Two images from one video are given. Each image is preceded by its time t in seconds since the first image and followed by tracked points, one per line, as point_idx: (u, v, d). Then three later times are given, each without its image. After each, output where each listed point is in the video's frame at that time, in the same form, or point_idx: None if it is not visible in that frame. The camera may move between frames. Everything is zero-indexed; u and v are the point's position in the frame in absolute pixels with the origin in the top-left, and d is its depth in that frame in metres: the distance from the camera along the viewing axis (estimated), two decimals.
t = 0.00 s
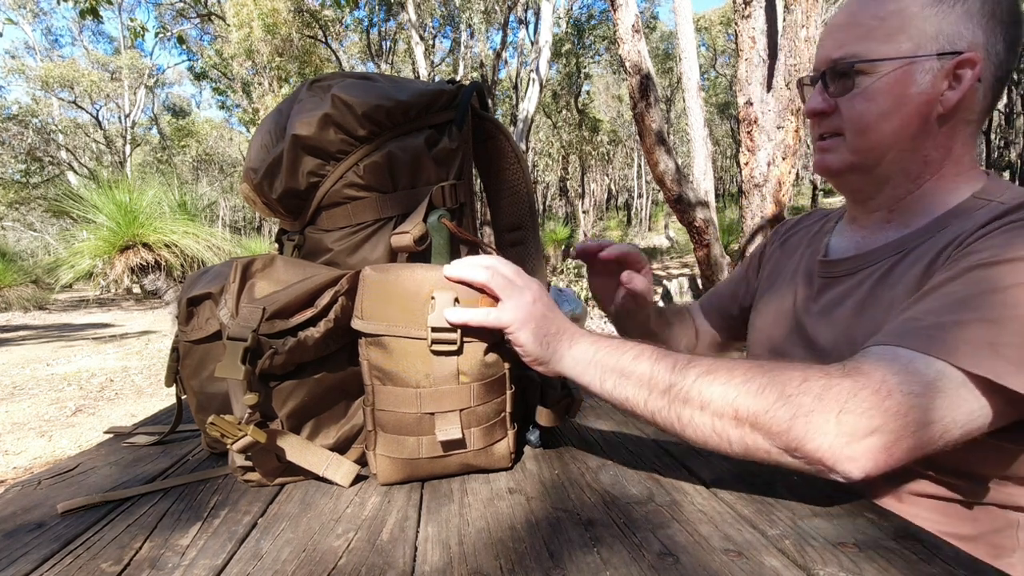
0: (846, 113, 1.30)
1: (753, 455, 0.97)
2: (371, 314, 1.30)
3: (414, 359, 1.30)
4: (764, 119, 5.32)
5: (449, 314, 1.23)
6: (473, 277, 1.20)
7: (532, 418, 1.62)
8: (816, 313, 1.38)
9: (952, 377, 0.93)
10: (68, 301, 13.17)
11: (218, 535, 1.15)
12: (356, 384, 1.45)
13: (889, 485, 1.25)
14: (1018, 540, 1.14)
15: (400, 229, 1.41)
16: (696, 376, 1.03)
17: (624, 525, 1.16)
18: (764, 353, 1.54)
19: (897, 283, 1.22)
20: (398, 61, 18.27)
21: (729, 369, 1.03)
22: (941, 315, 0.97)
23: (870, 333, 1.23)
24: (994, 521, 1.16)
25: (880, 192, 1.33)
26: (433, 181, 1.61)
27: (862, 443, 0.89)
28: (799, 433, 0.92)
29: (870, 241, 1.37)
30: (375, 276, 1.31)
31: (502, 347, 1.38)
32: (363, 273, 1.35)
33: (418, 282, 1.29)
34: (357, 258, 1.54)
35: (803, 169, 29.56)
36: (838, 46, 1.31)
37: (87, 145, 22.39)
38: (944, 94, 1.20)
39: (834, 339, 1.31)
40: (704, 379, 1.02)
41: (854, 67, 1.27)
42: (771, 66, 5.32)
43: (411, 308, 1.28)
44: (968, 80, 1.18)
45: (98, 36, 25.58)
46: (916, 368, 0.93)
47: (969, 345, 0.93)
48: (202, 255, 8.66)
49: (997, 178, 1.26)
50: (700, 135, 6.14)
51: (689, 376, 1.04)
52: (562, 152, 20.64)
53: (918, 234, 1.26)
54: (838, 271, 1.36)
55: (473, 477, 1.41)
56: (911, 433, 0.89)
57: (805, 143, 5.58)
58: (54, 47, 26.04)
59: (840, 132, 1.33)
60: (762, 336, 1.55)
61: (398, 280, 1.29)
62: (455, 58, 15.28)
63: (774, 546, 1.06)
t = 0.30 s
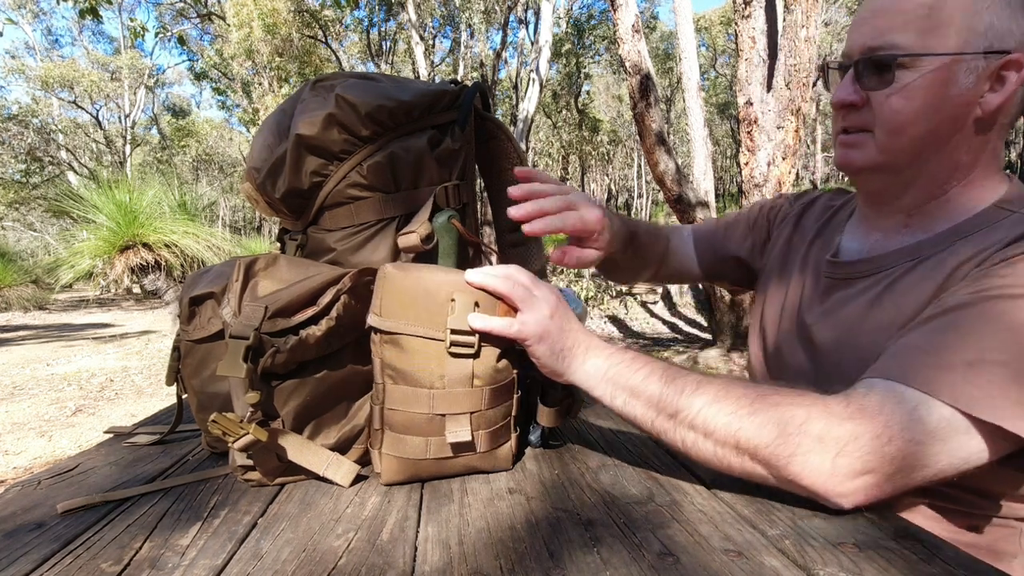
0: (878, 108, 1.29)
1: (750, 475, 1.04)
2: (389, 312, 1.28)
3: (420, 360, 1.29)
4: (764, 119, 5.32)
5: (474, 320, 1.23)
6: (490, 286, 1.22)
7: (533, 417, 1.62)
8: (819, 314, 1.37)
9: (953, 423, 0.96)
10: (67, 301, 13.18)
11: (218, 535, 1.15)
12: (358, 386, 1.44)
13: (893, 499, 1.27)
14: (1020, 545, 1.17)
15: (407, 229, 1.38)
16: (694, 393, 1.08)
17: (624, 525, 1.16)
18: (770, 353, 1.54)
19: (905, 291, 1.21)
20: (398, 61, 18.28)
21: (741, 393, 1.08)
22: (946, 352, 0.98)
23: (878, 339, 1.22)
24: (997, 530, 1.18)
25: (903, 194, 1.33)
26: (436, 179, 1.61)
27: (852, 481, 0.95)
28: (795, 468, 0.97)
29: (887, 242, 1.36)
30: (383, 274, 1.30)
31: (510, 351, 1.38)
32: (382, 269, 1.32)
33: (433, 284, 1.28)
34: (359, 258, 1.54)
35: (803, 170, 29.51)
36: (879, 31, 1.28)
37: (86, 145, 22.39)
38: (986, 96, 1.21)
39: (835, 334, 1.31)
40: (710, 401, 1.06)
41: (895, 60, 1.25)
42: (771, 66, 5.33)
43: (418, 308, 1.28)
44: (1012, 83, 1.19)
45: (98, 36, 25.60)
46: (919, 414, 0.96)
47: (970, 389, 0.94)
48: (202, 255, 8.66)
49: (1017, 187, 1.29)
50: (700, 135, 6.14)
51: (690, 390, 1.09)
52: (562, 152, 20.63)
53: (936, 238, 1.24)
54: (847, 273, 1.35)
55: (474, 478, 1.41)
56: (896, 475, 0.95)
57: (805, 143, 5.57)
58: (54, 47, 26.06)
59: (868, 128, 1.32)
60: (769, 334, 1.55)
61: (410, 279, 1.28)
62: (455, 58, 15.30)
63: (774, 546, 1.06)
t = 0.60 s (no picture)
0: (923, 109, 1.26)
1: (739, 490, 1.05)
2: (389, 312, 1.27)
3: (422, 360, 1.29)
4: (764, 119, 5.32)
5: (472, 321, 1.23)
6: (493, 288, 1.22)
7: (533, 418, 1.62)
8: (835, 325, 1.36)
9: (957, 455, 0.96)
10: (67, 301, 13.18)
11: (218, 535, 1.15)
12: (358, 386, 1.44)
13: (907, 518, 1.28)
14: None
15: (405, 229, 1.41)
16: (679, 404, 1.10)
17: (624, 525, 1.16)
18: (777, 362, 1.53)
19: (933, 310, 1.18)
20: (397, 61, 18.28)
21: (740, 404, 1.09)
22: (959, 382, 0.97)
23: (892, 359, 1.21)
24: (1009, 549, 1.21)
25: (942, 204, 1.32)
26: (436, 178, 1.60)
27: (843, 505, 0.97)
28: (788, 487, 0.99)
29: (913, 257, 1.37)
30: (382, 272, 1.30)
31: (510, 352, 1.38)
32: (381, 269, 1.31)
33: (433, 284, 1.28)
34: (359, 258, 1.54)
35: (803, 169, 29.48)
36: (935, 18, 1.26)
37: (86, 145, 22.40)
38: None
39: (848, 353, 1.30)
40: (708, 413, 1.07)
41: (956, 58, 1.22)
42: (771, 66, 5.33)
43: (417, 307, 1.27)
44: None
45: (98, 36, 25.62)
46: (924, 446, 0.96)
47: (978, 423, 0.94)
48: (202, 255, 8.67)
49: None
50: (700, 135, 6.14)
51: (683, 399, 1.11)
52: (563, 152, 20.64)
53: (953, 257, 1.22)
54: (866, 286, 1.33)
55: (474, 478, 1.41)
56: (894, 504, 0.96)
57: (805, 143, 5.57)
58: (54, 48, 26.09)
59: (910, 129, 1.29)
60: (778, 340, 1.54)
61: (409, 279, 1.28)
62: (455, 58, 15.31)
63: (774, 546, 1.06)
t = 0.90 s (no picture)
0: (961, 116, 1.25)
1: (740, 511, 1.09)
2: (379, 311, 1.25)
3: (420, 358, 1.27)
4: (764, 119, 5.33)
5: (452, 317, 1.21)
6: (441, 337, 1.12)
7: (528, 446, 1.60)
8: (849, 329, 1.34)
9: (962, 475, 0.96)
10: (67, 301, 13.18)
11: (219, 535, 1.15)
12: (356, 385, 1.44)
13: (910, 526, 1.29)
14: None
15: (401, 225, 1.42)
16: (677, 442, 1.07)
17: (625, 525, 1.16)
18: (785, 365, 1.50)
19: (951, 317, 1.16)
20: (397, 61, 18.28)
21: (741, 435, 1.07)
22: (966, 395, 0.97)
23: (903, 363, 1.19)
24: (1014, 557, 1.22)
25: (966, 215, 1.32)
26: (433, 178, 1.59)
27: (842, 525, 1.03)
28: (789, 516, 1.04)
29: (934, 261, 1.35)
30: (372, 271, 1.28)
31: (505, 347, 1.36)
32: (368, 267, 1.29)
33: (422, 279, 1.25)
34: (357, 257, 1.52)
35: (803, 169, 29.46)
36: (983, 16, 1.23)
37: (86, 145, 22.40)
38: None
39: (861, 363, 1.27)
40: (714, 444, 1.06)
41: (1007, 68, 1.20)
42: (770, 66, 5.35)
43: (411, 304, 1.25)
44: None
45: (98, 36, 25.62)
46: (930, 469, 0.96)
47: (984, 439, 0.94)
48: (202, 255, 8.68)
49: None
50: (700, 135, 6.14)
51: (684, 431, 1.08)
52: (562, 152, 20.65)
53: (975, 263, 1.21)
54: (881, 292, 1.32)
55: (473, 477, 1.41)
56: (895, 522, 1.01)
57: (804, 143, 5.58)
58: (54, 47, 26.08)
59: (945, 136, 1.28)
60: (786, 342, 1.52)
61: (400, 275, 1.25)
62: (455, 58, 15.33)
63: (774, 545, 1.05)
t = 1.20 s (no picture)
0: (975, 113, 1.23)
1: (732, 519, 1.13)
2: (386, 311, 1.24)
3: (425, 358, 1.24)
4: (764, 119, 5.33)
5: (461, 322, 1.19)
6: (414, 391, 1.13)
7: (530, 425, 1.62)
8: (851, 328, 1.33)
9: (958, 480, 0.97)
10: (67, 301, 13.17)
11: (218, 535, 1.15)
12: (356, 386, 1.44)
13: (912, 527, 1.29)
14: None
15: (403, 227, 1.42)
16: (667, 458, 1.08)
17: (624, 525, 1.16)
18: (787, 365, 1.50)
19: (950, 317, 1.16)
20: (397, 61, 18.30)
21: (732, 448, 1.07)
22: (965, 397, 0.98)
23: (906, 362, 1.19)
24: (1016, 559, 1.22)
25: (972, 215, 1.30)
26: (432, 179, 1.59)
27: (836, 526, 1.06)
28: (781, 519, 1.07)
29: (938, 259, 1.34)
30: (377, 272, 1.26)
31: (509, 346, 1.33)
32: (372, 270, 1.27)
33: (426, 279, 1.21)
34: (358, 258, 1.53)
35: (803, 169, 29.46)
36: (1002, 13, 1.21)
37: (86, 145, 22.40)
38: None
39: (862, 362, 1.27)
40: (707, 457, 1.07)
41: None
42: (770, 66, 5.35)
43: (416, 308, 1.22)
44: None
45: (99, 36, 25.64)
46: (926, 471, 0.98)
47: (982, 442, 0.95)
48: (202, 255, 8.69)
49: None
50: (700, 136, 6.14)
51: (672, 447, 1.09)
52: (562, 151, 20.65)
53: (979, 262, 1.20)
54: (884, 290, 1.31)
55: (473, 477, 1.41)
56: (894, 526, 1.03)
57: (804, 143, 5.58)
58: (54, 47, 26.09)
59: (958, 133, 1.26)
60: (787, 340, 1.51)
61: (403, 275, 1.22)
62: (455, 58, 15.33)
63: (774, 545, 1.05)
